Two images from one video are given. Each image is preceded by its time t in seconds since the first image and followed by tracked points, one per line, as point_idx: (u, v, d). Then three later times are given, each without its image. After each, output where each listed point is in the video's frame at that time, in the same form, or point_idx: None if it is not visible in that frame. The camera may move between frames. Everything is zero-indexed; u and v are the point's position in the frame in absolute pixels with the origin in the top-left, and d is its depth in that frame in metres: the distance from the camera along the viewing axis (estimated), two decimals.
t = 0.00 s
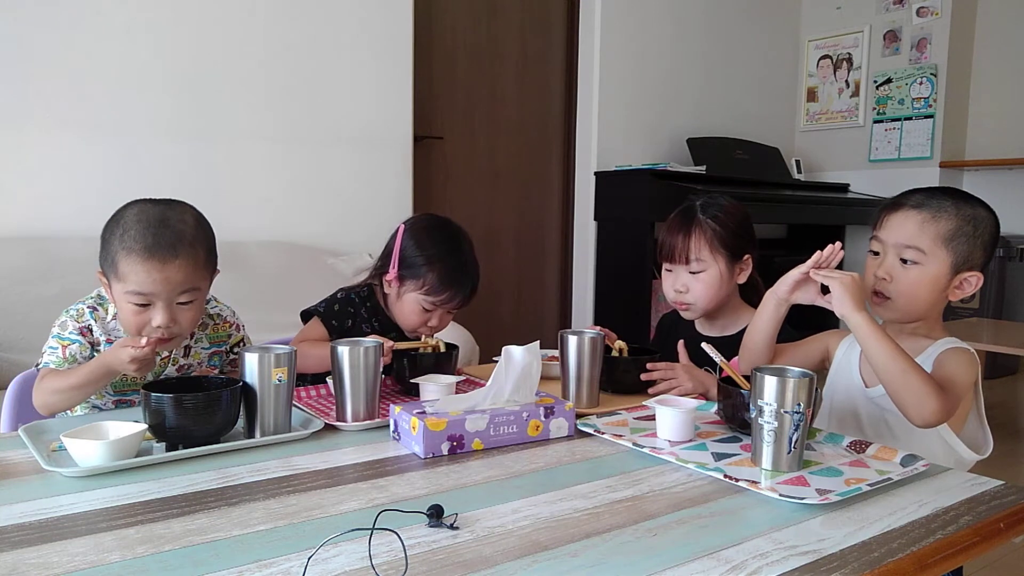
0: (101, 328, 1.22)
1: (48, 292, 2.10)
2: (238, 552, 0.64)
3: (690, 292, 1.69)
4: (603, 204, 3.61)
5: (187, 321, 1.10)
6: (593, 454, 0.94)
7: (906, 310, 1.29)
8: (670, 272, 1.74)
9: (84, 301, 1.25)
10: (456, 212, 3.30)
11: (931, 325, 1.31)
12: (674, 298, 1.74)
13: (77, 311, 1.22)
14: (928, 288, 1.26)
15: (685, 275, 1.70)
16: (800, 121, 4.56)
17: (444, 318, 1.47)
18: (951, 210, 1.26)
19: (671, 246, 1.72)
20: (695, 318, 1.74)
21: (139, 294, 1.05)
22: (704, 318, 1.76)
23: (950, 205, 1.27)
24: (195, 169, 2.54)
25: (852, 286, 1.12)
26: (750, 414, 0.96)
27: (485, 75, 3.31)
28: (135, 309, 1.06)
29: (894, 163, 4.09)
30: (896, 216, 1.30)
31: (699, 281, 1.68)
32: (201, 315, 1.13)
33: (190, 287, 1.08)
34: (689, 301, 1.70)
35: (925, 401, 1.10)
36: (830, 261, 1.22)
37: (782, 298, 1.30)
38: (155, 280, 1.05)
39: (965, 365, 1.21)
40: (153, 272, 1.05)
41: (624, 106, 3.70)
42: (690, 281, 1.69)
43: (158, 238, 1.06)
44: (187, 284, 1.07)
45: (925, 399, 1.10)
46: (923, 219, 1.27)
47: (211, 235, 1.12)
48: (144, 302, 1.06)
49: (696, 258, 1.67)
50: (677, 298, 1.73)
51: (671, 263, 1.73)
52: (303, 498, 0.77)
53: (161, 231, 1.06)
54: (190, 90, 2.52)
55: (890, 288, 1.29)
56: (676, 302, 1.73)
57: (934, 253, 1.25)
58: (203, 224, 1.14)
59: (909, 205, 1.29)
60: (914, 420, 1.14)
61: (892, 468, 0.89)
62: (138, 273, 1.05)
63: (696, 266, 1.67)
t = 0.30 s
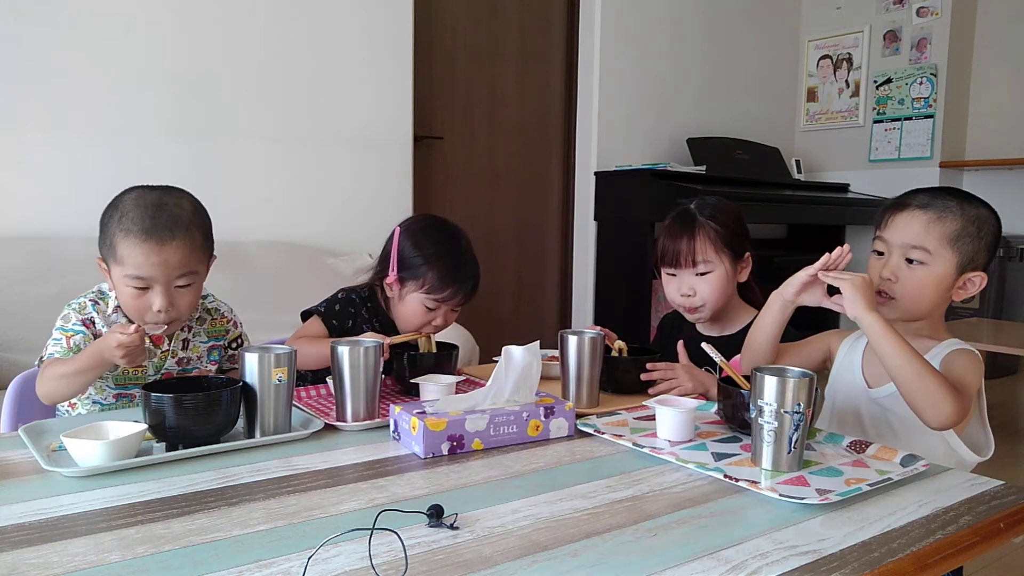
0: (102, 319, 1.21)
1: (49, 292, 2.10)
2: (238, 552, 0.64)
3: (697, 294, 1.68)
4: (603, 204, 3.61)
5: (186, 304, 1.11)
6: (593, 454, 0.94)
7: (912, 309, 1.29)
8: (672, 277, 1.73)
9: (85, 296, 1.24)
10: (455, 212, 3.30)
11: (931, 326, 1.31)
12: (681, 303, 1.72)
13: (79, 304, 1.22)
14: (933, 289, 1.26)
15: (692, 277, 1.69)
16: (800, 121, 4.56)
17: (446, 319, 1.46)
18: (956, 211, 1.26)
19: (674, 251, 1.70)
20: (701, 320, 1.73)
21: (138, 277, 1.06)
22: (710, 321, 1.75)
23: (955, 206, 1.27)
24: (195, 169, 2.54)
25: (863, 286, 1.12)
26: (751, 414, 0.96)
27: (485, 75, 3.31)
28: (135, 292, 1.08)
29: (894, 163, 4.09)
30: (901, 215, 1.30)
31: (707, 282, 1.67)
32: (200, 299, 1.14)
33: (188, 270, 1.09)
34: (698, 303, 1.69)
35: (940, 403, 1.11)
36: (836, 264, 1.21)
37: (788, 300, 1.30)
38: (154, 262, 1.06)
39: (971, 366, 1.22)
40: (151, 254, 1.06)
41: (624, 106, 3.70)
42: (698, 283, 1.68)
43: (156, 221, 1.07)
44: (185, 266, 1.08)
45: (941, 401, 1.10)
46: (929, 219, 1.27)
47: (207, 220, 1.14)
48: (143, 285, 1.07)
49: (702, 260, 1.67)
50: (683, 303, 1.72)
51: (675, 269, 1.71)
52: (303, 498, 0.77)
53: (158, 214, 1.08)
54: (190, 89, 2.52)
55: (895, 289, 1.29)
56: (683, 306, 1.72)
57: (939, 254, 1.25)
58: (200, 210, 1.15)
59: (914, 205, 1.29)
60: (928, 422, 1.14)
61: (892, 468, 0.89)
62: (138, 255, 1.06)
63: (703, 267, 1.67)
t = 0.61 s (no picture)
0: (98, 313, 1.20)
1: (49, 292, 2.10)
2: (238, 552, 0.64)
3: (697, 293, 1.68)
4: (603, 204, 3.61)
5: (179, 289, 1.12)
6: (593, 454, 0.94)
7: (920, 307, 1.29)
8: (671, 278, 1.73)
9: (83, 292, 1.24)
10: (455, 212, 3.30)
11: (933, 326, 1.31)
12: (680, 302, 1.72)
13: (76, 300, 1.22)
14: (944, 288, 1.27)
15: (692, 278, 1.69)
16: (800, 121, 4.56)
17: (439, 318, 1.44)
18: (971, 212, 1.26)
19: (674, 253, 1.70)
20: (699, 320, 1.73)
21: (131, 266, 1.07)
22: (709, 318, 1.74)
23: (969, 207, 1.26)
24: (195, 168, 2.54)
25: (896, 265, 1.13)
26: (751, 414, 0.96)
27: (485, 75, 3.31)
28: (129, 279, 1.09)
29: (894, 163, 4.09)
30: (917, 211, 1.28)
31: (706, 282, 1.68)
32: (194, 283, 1.15)
33: (179, 256, 1.10)
34: (698, 302, 1.69)
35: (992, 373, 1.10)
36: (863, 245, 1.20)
37: (808, 284, 1.26)
38: (144, 250, 1.06)
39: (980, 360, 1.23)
40: (141, 242, 1.06)
41: (624, 106, 3.70)
42: (697, 283, 1.68)
43: (144, 208, 1.07)
44: (176, 252, 1.09)
45: (993, 370, 1.10)
46: (946, 219, 1.25)
47: (195, 205, 1.14)
48: (137, 272, 1.08)
49: (702, 261, 1.67)
50: (682, 301, 1.72)
51: (675, 270, 1.71)
52: (303, 498, 0.77)
53: (145, 201, 1.08)
54: (190, 89, 2.52)
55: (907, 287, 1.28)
56: (682, 305, 1.71)
57: (954, 253, 1.25)
58: (187, 195, 1.15)
59: (929, 203, 1.27)
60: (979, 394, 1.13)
61: (892, 468, 0.89)
62: (128, 244, 1.06)
63: (703, 268, 1.67)
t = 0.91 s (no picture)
0: (92, 313, 1.22)
1: (48, 292, 2.09)
2: (238, 552, 0.64)
3: (703, 268, 1.69)
4: (603, 204, 3.61)
5: (174, 286, 1.12)
6: (593, 454, 0.94)
7: (930, 308, 1.24)
8: (679, 253, 1.73)
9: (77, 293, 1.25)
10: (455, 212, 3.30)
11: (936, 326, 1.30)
12: (685, 278, 1.72)
13: (70, 300, 1.23)
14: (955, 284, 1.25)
15: (699, 253, 1.69)
16: (800, 121, 4.57)
17: (439, 315, 1.44)
18: (974, 209, 1.26)
19: (683, 228, 1.70)
20: (701, 299, 1.73)
21: (128, 261, 1.07)
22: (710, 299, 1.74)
23: (970, 205, 1.26)
24: (196, 168, 2.55)
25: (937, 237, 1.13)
26: (751, 414, 0.96)
27: (486, 75, 3.32)
28: (125, 274, 1.09)
29: (894, 163, 4.09)
30: (924, 208, 1.27)
31: (714, 256, 1.68)
32: (188, 280, 1.15)
33: (176, 254, 1.09)
34: (704, 278, 1.70)
35: None
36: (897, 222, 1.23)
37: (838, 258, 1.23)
38: (143, 247, 1.06)
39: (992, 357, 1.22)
40: (140, 238, 1.06)
41: (624, 106, 3.70)
42: (704, 257, 1.69)
43: (144, 204, 1.08)
44: (174, 250, 1.09)
45: None
46: (953, 215, 1.25)
47: (194, 204, 1.14)
48: (133, 268, 1.08)
49: (712, 234, 1.68)
50: (688, 277, 1.72)
51: (683, 244, 1.72)
52: (303, 498, 0.77)
53: (146, 198, 1.08)
54: (189, 89, 2.52)
55: (920, 286, 1.23)
56: (687, 280, 1.71)
57: (962, 248, 1.25)
58: (185, 192, 1.15)
59: (933, 201, 1.26)
60: None
61: (892, 468, 0.89)
62: (127, 239, 1.06)
63: (712, 242, 1.68)
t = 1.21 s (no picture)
0: (89, 314, 1.21)
1: (48, 292, 2.09)
2: (238, 552, 0.64)
3: (722, 249, 1.71)
4: (603, 204, 3.61)
5: (175, 287, 1.12)
6: (593, 454, 0.94)
7: (931, 311, 1.24)
8: (695, 234, 1.73)
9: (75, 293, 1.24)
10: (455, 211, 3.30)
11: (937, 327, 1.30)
12: (701, 259, 1.73)
13: (67, 302, 1.22)
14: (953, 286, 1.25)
15: (718, 234, 1.72)
16: (800, 121, 4.56)
17: (440, 319, 1.45)
18: (970, 208, 1.25)
19: (706, 209, 1.72)
20: (711, 280, 1.75)
21: (132, 261, 1.07)
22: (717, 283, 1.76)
23: (966, 204, 1.25)
24: (197, 168, 2.55)
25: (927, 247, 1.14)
26: (751, 414, 0.96)
27: (486, 75, 3.32)
28: (127, 274, 1.09)
29: (894, 163, 4.09)
30: (918, 211, 1.27)
31: (732, 238, 1.72)
32: (188, 281, 1.15)
33: (179, 257, 1.10)
34: (721, 259, 1.72)
35: None
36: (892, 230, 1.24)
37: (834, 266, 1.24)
38: (147, 249, 1.06)
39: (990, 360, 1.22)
40: (145, 240, 1.06)
41: (624, 107, 3.70)
42: (724, 238, 1.72)
43: (150, 206, 1.07)
44: (177, 252, 1.09)
45: None
46: (948, 216, 1.25)
47: (198, 206, 1.14)
48: (136, 268, 1.08)
49: (732, 216, 1.73)
50: (704, 258, 1.73)
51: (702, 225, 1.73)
52: (303, 498, 0.77)
53: (151, 199, 1.08)
54: (190, 90, 2.52)
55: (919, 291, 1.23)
56: (705, 260, 1.72)
57: (959, 249, 1.25)
58: (189, 194, 1.15)
59: (927, 204, 1.26)
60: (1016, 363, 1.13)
61: (892, 468, 0.89)
62: (131, 240, 1.06)
63: (732, 224, 1.72)
